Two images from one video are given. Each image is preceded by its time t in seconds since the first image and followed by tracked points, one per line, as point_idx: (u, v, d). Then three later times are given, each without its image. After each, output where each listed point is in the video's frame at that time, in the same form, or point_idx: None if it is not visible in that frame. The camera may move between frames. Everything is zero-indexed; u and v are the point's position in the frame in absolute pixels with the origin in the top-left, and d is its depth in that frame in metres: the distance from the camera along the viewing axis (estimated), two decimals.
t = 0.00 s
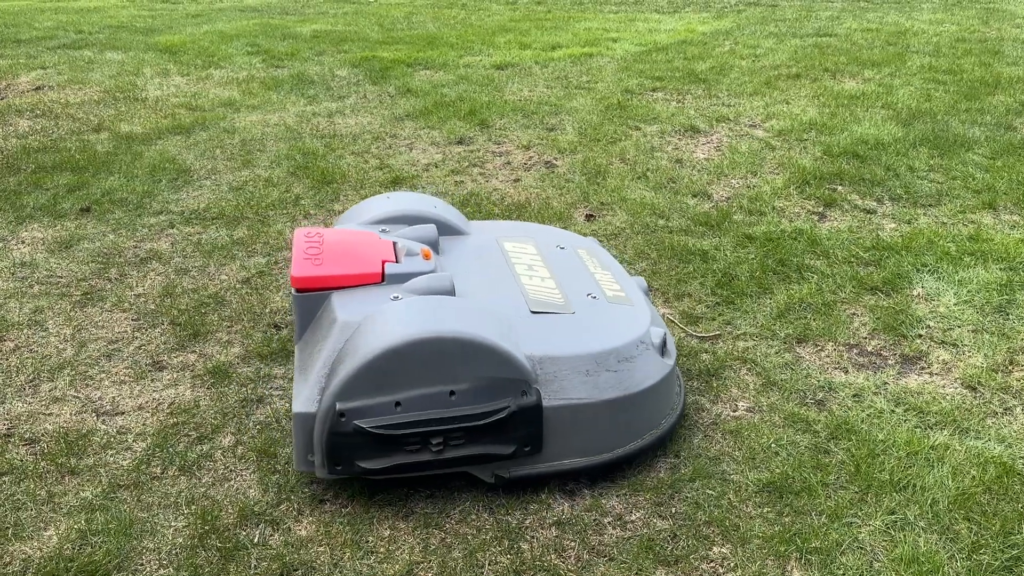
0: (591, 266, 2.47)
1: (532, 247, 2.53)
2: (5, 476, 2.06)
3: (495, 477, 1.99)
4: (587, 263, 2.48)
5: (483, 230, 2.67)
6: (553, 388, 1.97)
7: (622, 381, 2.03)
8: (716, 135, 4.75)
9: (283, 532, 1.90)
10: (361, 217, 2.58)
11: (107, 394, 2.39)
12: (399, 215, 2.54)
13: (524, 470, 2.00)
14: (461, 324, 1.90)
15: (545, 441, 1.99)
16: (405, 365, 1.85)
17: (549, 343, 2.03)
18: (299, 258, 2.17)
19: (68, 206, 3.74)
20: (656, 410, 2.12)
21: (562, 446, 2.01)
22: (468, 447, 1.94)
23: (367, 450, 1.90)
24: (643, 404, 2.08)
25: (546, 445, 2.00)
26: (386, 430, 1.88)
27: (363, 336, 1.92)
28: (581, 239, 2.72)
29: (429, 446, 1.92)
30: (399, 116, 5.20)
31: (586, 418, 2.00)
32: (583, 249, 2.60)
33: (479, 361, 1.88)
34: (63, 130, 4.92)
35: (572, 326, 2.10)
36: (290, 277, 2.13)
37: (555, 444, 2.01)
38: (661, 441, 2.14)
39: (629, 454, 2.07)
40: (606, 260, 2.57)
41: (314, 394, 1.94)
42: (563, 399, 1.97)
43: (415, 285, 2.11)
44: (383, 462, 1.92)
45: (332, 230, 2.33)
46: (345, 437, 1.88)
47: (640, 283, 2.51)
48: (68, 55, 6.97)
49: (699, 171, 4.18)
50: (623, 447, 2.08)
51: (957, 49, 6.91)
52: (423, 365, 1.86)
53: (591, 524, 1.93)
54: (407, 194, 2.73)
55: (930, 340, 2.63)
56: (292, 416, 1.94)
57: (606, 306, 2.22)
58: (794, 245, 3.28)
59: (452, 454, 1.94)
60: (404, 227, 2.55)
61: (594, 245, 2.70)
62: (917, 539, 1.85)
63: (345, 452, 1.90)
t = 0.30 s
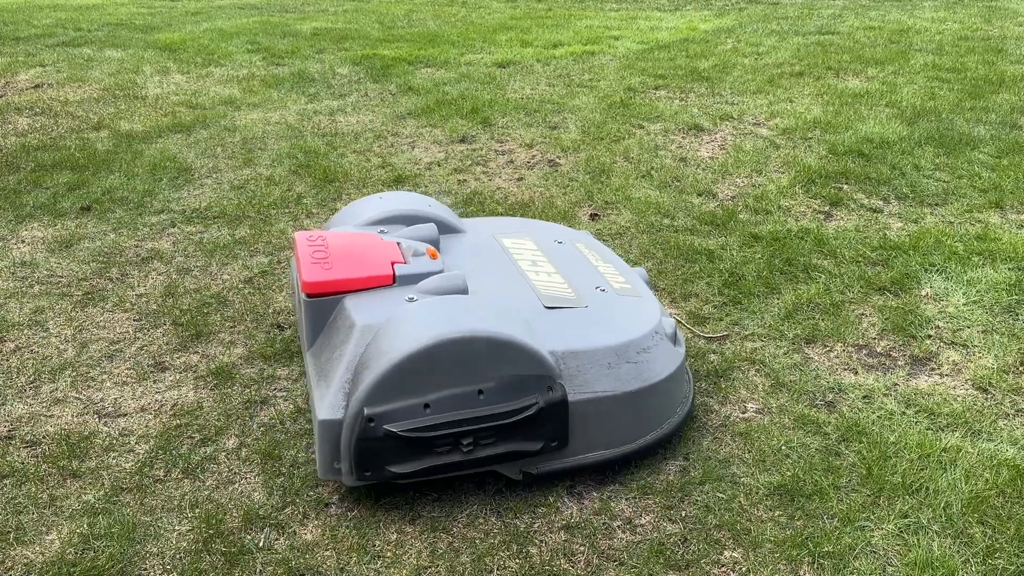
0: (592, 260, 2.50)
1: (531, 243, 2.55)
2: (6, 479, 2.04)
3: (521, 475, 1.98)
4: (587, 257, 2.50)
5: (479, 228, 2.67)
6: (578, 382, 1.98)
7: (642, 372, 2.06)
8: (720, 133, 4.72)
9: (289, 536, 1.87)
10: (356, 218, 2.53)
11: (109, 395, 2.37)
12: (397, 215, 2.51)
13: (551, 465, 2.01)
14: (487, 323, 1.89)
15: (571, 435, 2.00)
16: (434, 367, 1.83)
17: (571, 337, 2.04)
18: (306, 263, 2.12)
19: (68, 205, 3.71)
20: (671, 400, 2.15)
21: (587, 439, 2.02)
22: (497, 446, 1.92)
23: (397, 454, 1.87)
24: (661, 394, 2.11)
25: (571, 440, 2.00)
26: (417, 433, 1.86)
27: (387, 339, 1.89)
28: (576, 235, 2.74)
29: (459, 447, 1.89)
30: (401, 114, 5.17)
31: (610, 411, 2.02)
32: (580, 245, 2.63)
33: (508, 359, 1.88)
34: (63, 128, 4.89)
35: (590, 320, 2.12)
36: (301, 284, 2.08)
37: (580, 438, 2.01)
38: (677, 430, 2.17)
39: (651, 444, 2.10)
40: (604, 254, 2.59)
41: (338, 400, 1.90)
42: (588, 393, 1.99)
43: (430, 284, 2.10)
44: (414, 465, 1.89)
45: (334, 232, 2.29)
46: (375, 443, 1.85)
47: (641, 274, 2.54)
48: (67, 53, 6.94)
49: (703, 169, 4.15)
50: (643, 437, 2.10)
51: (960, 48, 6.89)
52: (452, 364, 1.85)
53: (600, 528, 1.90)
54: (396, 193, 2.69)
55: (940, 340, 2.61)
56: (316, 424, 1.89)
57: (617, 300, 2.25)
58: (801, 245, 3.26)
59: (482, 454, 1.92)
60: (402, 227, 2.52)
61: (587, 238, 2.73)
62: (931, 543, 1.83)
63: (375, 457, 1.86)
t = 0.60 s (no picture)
0: (586, 251, 2.51)
1: (525, 237, 2.55)
2: None
3: (539, 468, 1.98)
4: (580, 249, 2.51)
5: (469, 223, 2.65)
6: (592, 373, 1.99)
7: (652, 360, 2.08)
8: (721, 130, 4.69)
9: (284, 537, 1.84)
10: (344, 217, 2.48)
11: (103, 393, 2.34)
12: (388, 212, 2.47)
13: (568, 457, 2.01)
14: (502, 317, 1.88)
15: (586, 426, 2.00)
16: (454, 364, 1.82)
17: (582, 329, 2.04)
18: (308, 264, 2.07)
19: (64, 201, 3.67)
20: (678, 387, 2.17)
21: (601, 429, 2.03)
22: (517, 441, 1.92)
23: (419, 454, 1.85)
24: (670, 381, 2.13)
25: (587, 431, 2.01)
26: (438, 432, 1.84)
27: (403, 338, 1.86)
28: (563, 227, 2.73)
29: (481, 443, 1.89)
30: (400, 111, 5.14)
31: (624, 400, 2.03)
32: (571, 237, 2.63)
33: (526, 352, 1.87)
34: (60, 124, 4.86)
35: (598, 311, 2.12)
36: (304, 285, 2.03)
37: (595, 428, 2.02)
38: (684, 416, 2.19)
39: (664, 431, 2.11)
40: (596, 245, 2.60)
41: (355, 402, 1.87)
42: (602, 384, 2.00)
43: (437, 280, 2.08)
44: (435, 464, 1.87)
45: (329, 232, 2.24)
46: (398, 444, 1.83)
47: (635, 264, 2.55)
48: (65, 48, 6.90)
49: (704, 166, 4.12)
50: (654, 425, 2.12)
51: (963, 44, 6.84)
52: (470, 361, 1.83)
53: (601, 529, 1.87)
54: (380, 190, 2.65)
55: (944, 339, 2.58)
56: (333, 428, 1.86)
57: (618, 290, 2.26)
58: (804, 242, 3.23)
59: (502, 449, 1.92)
60: (394, 224, 2.48)
61: (574, 231, 2.73)
62: (936, 546, 1.80)
63: (396, 458, 1.85)
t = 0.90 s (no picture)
0: (579, 248, 2.51)
1: (518, 235, 2.54)
2: None
3: (554, 466, 1.99)
4: (573, 246, 2.51)
5: (459, 223, 2.64)
6: (603, 370, 2.01)
7: (657, 355, 2.11)
8: (723, 128, 4.66)
9: (280, 543, 1.83)
10: (337, 219, 2.44)
11: (99, 396, 2.32)
12: (380, 214, 2.44)
13: (581, 454, 2.02)
14: (516, 317, 1.90)
15: (599, 422, 2.02)
16: (472, 366, 1.82)
17: (591, 326, 2.05)
18: (311, 269, 2.04)
19: (62, 200, 3.66)
20: (681, 380, 2.20)
21: (613, 425, 2.05)
22: (533, 441, 1.93)
23: (440, 457, 1.85)
24: (674, 375, 2.16)
25: (599, 427, 2.02)
26: (459, 434, 1.84)
27: (419, 342, 1.86)
28: (550, 225, 2.73)
29: (500, 445, 1.90)
30: (400, 108, 5.12)
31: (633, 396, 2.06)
32: (562, 235, 2.63)
33: (541, 352, 1.89)
34: (58, 121, 4.84)
35: (602, 308, 2.14)
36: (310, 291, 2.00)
37: (606, 423, 2.04)
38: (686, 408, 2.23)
39: (670, 424, 2.14)
40: (586, 242, 2.61)
41: (373, 408, 1.86)
42: (612, 380, 2.02)
43: (442, 281, 2.06)
44: (456, 467, 1.87)
45: (328, 236, 2.21)
46: (419, 448, 1.82)
47: (627, 258, 2.56)
48: (64, 45, 6.87)
49: (705, 165, 4.10)
50: (662, 418, 2.15)
51: (966, 41, 6.80)
52: (488, 363, 1.84)
53: (599, 536, 1.86)
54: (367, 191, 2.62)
55: (947, 342, 2.56)
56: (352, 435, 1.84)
57: (618, 286, 2.27)
58: (805, 243, 3.21)
59: (520, 449, 1.92)
60: (387, 226, 2.45)
61: (564, 229, 2.74)
62: (938, 554, 1.78)
63: (417, 462, 1.84)
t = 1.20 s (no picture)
0: (576, 243, 2.50)
1: (514, 231, 2.53)
2: None
3: (556, 463, 1.98)
4: (570, 241, 2.50)
5: (454, 218, 2.62)
6: (605, 365, 2.01)
7: (658, 350, 2.11)
8: (724, 124, 4.64)
9: (274, 543, 1.82)
10: (332, 217, 2.42)
11: (95, 393, 2.31)
12: (375, 211, 2.43)
13: (584, 450, 2.02)
14: (518, 314, 1.89)
15: (601, 418, 2.02)
16: (476, 364, 1.81)
17: (590, 322, 2.05)
18: (310, 267, 2.02)
19: (61, 195, 3.64)
20: (679, 374, 2.20)
21: (614, 420, 2.05)
22: (536, 438, 1.92)
23: (444, 456, 1.84)
24: (674, 369, 2.16)
25: (601, 423, 2.02)
26: (462, 433, 1.83)
27: (421, 340, 1.85)
28: (545, 220, 2.72)
29: (504, 442, 1.89)
30: (401, 104, 5.09)
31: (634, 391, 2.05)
32: (557, 230, 2.62)
33: (544, 348, 1.88)
34: (58, 116, 4.82)
35: (602, 303, 2.13)
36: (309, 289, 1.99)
37: (608, 419, 2.04)
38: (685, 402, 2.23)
39: (671, 418, 2.14)
40: (582, 237, 2.60)
41: (376, 408, 1.84)
42: (614, 376, 2.01)
43: (442, 278, 2.05)
44: (460, 465, 1.86)
45: (324, 233, 2.19)
46: (423, 447, 1.81)
47: (623, 252, 2.55)
48: (65, 39, 6.86)
49: (707, 161, 4.07)
50: (662, 413, 2.14)
51: (971, 37, 6.76)
52: (491, 361, 1.83)
53: (596, 536, 1.84)
54: (360, 188, 2.59)
55: (948, 341, 2.54)
56: (355, 435, 1.83)
57: (616, 281, 2.26)
58: (807, 240, 3.19)
59: (524, 446, 1.92)
60: (382, 223, 2.44)
61: (559, 224, 2.72)
62: (938, 555, 1.77)
63: (422, 461, 1.83)
